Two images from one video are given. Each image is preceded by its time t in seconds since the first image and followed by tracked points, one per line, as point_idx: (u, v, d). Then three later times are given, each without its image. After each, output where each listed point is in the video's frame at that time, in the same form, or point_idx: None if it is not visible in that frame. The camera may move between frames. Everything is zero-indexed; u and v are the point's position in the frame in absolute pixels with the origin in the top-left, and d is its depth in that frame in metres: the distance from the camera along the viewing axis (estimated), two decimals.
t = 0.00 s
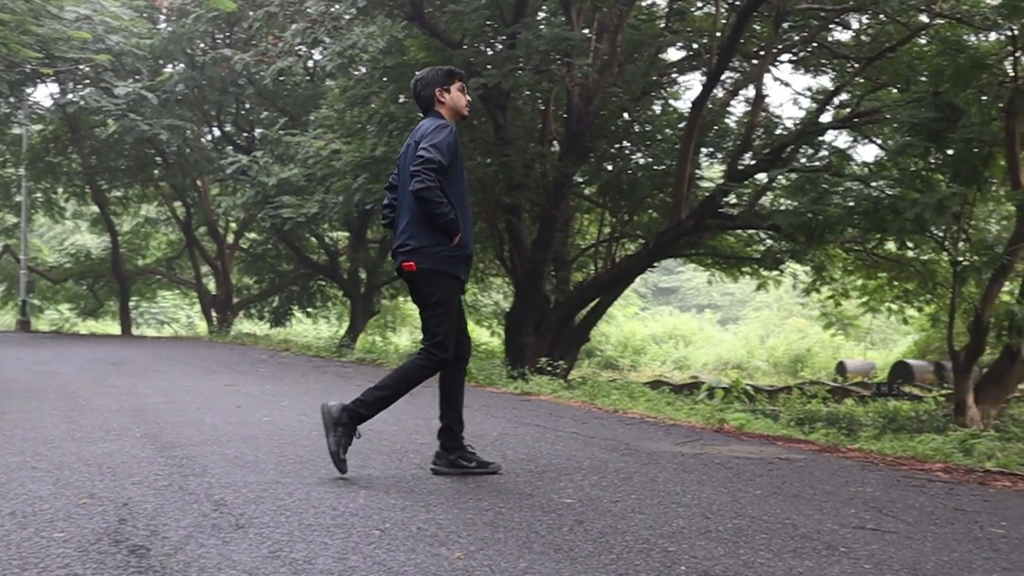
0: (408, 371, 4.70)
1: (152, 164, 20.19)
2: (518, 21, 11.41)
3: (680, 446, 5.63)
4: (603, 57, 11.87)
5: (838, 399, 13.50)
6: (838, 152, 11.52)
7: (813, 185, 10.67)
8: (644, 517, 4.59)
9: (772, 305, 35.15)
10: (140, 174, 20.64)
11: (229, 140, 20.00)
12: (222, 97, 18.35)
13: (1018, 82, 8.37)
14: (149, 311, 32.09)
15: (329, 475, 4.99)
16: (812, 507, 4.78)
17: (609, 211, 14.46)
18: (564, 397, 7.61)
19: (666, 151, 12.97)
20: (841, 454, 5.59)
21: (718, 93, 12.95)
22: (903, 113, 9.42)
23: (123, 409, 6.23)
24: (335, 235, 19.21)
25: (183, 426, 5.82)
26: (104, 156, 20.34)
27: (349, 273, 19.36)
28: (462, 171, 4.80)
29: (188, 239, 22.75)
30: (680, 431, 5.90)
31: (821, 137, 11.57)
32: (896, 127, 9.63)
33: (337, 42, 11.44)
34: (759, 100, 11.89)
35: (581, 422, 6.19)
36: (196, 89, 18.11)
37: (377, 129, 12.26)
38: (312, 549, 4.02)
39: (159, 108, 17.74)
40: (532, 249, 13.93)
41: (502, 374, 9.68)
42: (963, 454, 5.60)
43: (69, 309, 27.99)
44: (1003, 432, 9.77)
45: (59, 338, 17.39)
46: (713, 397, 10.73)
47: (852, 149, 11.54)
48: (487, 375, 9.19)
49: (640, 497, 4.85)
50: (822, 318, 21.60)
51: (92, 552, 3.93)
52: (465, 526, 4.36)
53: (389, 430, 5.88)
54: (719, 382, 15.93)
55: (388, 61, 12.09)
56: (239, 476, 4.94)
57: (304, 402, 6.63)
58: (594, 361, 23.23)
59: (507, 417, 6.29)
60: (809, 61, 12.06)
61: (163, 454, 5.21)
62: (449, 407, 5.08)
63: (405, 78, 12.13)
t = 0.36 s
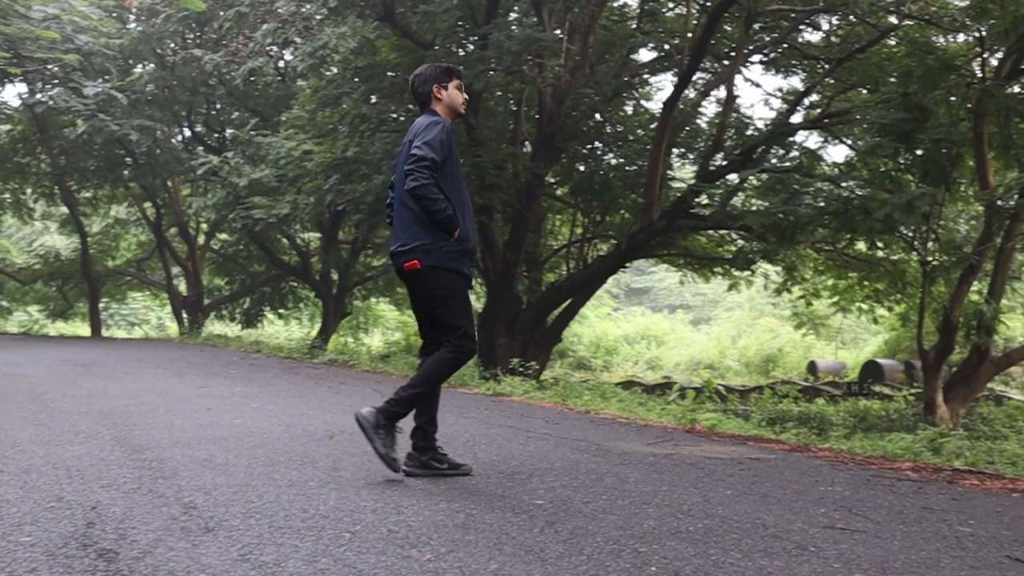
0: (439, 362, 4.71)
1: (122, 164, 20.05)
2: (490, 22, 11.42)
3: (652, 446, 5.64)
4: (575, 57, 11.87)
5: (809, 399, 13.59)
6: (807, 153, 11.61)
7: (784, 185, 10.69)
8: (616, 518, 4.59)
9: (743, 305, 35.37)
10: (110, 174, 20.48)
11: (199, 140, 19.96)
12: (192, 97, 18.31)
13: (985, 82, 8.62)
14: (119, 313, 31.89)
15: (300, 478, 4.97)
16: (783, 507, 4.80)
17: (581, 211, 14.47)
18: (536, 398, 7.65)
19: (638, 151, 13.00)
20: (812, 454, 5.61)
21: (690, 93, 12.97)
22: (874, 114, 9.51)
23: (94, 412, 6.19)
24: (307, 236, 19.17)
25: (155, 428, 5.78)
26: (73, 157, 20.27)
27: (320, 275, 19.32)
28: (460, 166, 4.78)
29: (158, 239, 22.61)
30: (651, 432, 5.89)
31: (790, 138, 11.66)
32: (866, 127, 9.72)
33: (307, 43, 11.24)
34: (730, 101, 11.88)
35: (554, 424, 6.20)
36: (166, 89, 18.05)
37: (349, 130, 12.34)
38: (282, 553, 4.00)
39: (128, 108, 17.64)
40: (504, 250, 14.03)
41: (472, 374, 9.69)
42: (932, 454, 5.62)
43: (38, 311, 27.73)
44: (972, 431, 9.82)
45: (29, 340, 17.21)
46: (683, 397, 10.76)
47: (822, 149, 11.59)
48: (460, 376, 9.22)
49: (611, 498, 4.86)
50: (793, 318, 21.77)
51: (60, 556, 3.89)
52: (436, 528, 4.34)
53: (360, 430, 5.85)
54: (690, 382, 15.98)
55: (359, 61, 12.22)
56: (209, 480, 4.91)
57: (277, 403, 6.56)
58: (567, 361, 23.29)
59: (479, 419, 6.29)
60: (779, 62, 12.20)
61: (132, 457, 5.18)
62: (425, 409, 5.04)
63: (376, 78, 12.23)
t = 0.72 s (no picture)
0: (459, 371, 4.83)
1: (94, 169, 19.85)
2: (463, 27, 11.44)
3: (626, 451, 5.64)
4: (549, 62, 11.94)
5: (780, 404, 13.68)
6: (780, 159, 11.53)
7: (757, 190, 10.63)
8: (590, 523, 4.59)
9: (717, 310, 35.57)
10: (82, 179, 20.27)
11: (171, 145, 19.94)
12: (165, 101, 18.24)
13: (955, 89, 8.62)
14: (91, 318, 31.72)
15: (273, 484, 4.95)
16: (756, 512, 4.81)
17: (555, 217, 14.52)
18: (509, 404, 7.67)
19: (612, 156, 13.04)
20: (784, 459, 5.62)
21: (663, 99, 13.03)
22: (846, 120, 9.68)
23: (65, 418, 6.17)
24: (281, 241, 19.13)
25: (126, 434, 5.75)
26: (44, 162, 19.80)
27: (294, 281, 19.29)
28: (458, 169, 4.80)
29: (131, 244, 22.48)
30: (625, 437, 5.88)
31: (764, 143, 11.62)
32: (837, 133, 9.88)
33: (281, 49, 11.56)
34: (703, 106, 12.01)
35: (528, 429, 6.21)
36: (139, 93, 17.98)
37: (322, 136, 12.55)
38: (253, 560, 3.97)
39: (100, 113, 17.51)
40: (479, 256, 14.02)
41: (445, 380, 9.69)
42: (906, 458, 5.69)
43: (8, 316, 27.47)
44: (944, 435, 9.87)
45: None
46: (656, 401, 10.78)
47: (795, 154, 11.58)
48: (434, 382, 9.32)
49: (584, 504, 4.86)
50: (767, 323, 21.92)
51: (29, 565, 3.85)
52: (409, 535, 4.32)
53: (334, 436, 5.83)
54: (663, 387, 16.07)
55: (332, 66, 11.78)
56: (181, 487, 4.88)
57: (248, 409, 6.55)
58: (542, 366, 23.39)
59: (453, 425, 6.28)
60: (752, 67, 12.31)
61: (104, 464, 5.15)
62: (399, 413, 5.03)
63: (350, 83, 11.91)
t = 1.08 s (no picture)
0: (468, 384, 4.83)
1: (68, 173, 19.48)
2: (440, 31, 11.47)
3: (602, 456, 5.65)
4: (525, 67, 11.96)
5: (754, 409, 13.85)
6: (755, 162, 11.74)
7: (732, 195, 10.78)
8: (565, 528, 4.58)
9: (693, 314, 35.75)
10: (55, 183, 19.89)
11: (146, 149, 19.81)
12: (139, 105, 18.23)
13: (929, 94, 8.73)
14: (65, 323, 31.56)
15: (247, 490, 4.93)
16: (731, 517, 4.82)
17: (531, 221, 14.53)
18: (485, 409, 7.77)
19: (587, 162, 12.87)
20: (760, 463, 5.63)
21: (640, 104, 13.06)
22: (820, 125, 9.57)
23: (37, 424, 6.14)
24: (257, 245, 19.11)
25: (98, 440, 5.72)
26: (17, 167, 19.31)
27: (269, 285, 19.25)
28: (459, 179, 4.79)
29: (105, 249, 22.35)
30: (601, 442, 5.89)
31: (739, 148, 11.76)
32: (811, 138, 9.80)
33: (257, 52, 11.22)
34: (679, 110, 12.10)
35: (503, 434, 6.24)
36: (113, 97, 17.97)
37: (298, 140, 12.59)
38: (227, 566, 3.93)
39: (74, 117, 17.27)
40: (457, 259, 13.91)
41: (422, 385, 9.73)
42: (881, 461, 5.73)
43: None
44: (918, 439, 9.93)
45: None
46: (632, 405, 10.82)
47: (771, 160, 11.70)
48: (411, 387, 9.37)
49: (559, 508, 4.85)
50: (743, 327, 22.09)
51: None
52: (384, 540, 4.30)
53: (309, 441, 5.83)
54: (640, 392, 16.12)
55: (308, 70, 11.88)
56: (154, 492, 4.85)
57: (221, 414, 6.52)
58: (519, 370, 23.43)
59: (430, 429, 6.28)
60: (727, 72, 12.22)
61: (76, 470, 5.12)
62: (379, 415, 5.02)
63: (326, 88, 11.96)
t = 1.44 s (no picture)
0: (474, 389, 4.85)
1: (45, 174, 19.06)
2: (419, 34, 11.47)
3: (580, 459, 5.66)
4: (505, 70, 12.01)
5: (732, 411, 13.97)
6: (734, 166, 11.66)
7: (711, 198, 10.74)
8: (543, 531, 4.57)
9: (673, 317, 35.86)
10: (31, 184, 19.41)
11: (124, 151, 19.72)
12: (117, 107, 18.17)
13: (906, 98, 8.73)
14: (43, 325, 31.36)
15: (224, 493, 4.91)
16: (709, 520, 4.83)
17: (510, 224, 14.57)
18: (460, 412, 7.84)
19: (566, 164, 13.08)
20: (738, 465, 5.65)
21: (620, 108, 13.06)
22: (799, 128, 9.62)
23: (12, 427, 6.11)
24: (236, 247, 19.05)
25: (74, 444, 5.69)
26: None
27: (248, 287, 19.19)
28: (466, 192, 4.78)
29: (83, 251, 22.19)
30: (579, 444, 5.91)
31: (718, 151, 11.70)
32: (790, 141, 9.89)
33: (235, 53, 11.24)
34: (659, 113, 12.08)
35: (480, 437, 6.28)
36: (91, 98, 17.89)
37: (277, 142, 12.56)
38: (203, 570, 3.91)
39: (52, 118, 17.34)
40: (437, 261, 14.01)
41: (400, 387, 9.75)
42: (857, 463, 5.78)
43: None
44: (895, 441, 10.00)
45: None
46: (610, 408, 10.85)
47: (750, 163, 11.68)
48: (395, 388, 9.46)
49: (538, 511, 4.84)
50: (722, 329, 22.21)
51: None
52: (362, 544, 4.29)
53: (287, 444, 5.82)
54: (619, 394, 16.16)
55: (287, 72, 11.87)
56: (131, 496, 4.83)
57: (198, 417, 6.51)
58: (498, 372, 23.47)
59: (408, 432, 6.28)
60: (706, 76, 12.37)
61: (52, 473, 5.10)
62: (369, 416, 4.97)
63: (305, 89, 11.98)
